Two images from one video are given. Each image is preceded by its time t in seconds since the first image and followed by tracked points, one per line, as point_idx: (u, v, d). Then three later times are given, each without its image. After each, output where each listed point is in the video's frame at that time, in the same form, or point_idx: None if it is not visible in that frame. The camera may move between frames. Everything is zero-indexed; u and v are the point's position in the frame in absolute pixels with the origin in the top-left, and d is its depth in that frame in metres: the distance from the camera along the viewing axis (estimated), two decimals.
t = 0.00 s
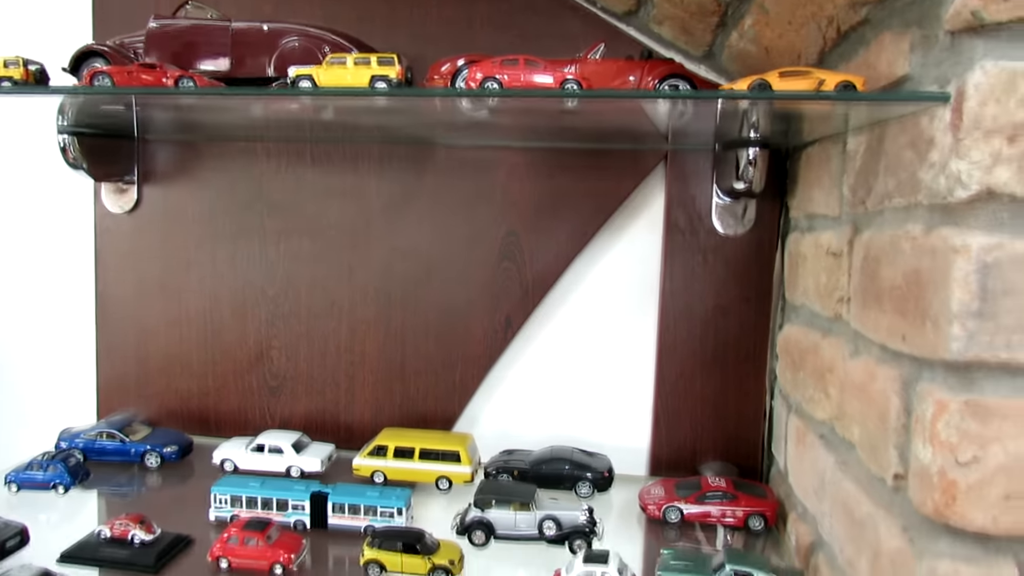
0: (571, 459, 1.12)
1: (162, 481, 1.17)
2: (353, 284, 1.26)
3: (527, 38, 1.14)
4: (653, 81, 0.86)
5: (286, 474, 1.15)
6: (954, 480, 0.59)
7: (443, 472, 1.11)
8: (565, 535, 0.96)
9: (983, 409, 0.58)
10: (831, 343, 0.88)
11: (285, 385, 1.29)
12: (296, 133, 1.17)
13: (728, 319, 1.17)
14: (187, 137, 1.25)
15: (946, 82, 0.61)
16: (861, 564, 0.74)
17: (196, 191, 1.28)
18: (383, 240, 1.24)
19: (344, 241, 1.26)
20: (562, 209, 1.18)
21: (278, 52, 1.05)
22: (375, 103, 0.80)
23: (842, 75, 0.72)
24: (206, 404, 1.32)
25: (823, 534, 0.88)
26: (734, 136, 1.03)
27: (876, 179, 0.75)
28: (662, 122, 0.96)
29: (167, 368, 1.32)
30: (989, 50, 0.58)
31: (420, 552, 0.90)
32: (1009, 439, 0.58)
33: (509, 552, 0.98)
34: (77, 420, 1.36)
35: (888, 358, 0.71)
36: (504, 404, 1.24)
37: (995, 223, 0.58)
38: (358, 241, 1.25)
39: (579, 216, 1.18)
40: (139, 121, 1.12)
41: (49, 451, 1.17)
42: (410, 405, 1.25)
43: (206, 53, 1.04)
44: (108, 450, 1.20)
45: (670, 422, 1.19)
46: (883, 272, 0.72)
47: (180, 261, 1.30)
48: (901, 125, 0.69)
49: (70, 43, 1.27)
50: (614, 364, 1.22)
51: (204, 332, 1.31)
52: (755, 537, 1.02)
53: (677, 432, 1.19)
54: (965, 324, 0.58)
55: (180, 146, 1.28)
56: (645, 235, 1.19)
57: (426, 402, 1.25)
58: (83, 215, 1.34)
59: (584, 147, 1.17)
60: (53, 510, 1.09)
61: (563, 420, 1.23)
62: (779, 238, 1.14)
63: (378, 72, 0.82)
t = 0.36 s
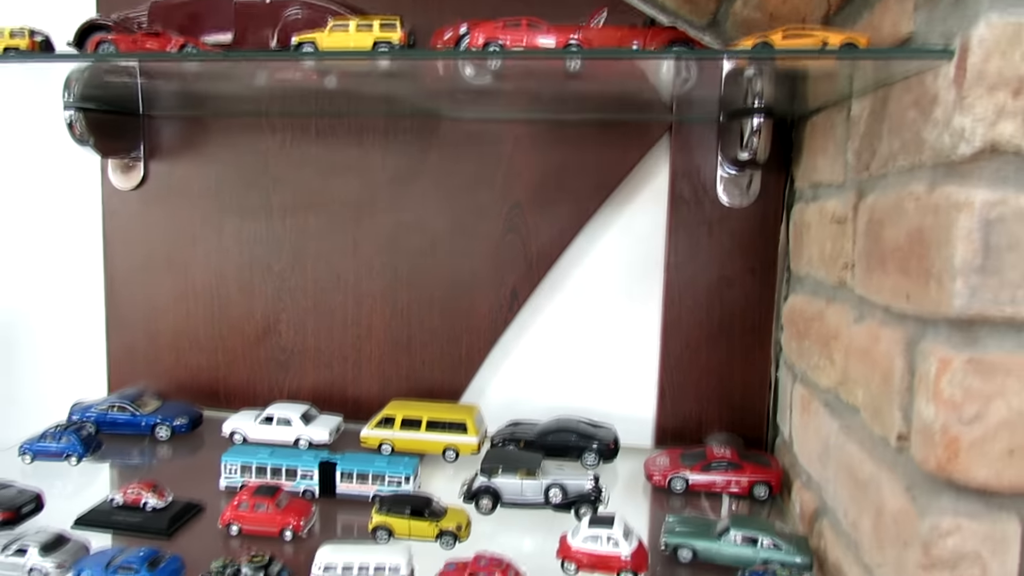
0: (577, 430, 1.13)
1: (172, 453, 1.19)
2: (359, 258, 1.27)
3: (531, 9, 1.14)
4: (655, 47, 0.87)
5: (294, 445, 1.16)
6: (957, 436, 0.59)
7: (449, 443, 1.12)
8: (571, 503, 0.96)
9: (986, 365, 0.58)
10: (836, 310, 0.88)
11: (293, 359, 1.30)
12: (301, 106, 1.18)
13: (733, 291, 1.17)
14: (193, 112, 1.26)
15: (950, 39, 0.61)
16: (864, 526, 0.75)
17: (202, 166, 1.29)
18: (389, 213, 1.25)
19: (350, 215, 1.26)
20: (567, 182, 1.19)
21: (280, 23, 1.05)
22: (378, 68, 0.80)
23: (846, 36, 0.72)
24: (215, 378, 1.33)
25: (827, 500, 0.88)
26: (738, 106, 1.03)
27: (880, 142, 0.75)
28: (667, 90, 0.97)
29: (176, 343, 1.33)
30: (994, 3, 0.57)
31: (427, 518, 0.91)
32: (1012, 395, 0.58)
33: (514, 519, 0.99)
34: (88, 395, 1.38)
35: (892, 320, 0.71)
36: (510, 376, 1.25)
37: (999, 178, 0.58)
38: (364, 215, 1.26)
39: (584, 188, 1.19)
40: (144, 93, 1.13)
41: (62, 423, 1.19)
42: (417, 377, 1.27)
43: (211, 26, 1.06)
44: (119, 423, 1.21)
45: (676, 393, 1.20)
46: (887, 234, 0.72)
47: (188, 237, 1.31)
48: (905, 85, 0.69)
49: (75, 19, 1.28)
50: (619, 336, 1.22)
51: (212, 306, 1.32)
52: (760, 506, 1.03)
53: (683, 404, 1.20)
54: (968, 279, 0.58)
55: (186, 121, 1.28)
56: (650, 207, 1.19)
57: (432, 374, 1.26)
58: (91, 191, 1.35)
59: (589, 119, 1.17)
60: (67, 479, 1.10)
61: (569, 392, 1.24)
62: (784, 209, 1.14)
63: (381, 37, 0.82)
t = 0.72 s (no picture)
0: (594, 401, 1.15)
1: (195, 423, 1.21)
2: (378, 232, 1.28)
3: None
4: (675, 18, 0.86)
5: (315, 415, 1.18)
6: (972, 395, 0.60)
7: (468, 414, 1.14)
8: (588, 470, 0.98)
9: (1003, 325, 0.59)
10: (852, 279, 0.89)
11: (312, 332, 1.32)
12: (320, 80, 1.19)
13: (747, 264, 1.18)
14: (213, 86, 1.27)
15: (970, 4, 0.62)
16: (878, 488, 0.76)
17: (222, 141, 1.30)
18: (407, 188, 1.26)
19: (368, 190, 1.28)
20: (583, 155, 1.20)
21: None
22: (401, 35, 0.81)
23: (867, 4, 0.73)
24: (236, 351, 1.35)
25: (842, 466, 0.90)
26: (756, 78, 1.04)
27: (898, 110, 0.76)
28: (683, 60, 0.98)
29: (198, 316, 1.35)
30: None
31: (448, 483, 0.93)
32: None
33: (532, 486, 1.01)
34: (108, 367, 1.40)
35: (909, 285, 0.72)
36: (527, 349, 1.27)
37: (1019, 140, 0.58)
38: (382, 190, 1.27)
39: (600, 162, 1.20)
40: (163, 64, 1.14)
41: (87, 393, 1.21)
42: (435, 350, 1.29)
43: None
44: (142, 394, 1.23)
45: (690, 365, 1.21)
46: (905, 200, 0.73)
47: (208, 211, 1.33)
48: (925, 52, 0.69)
49: None
50: (634, 309, 1.24)
51: (233, 280, 1.34)
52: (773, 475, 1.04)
53: (697, 376, 1.21)
54: (985, 241, 0.59)
55: (205, 96, 1.29)
56: (665, 181, 1.20)
57: (449, 347, 1.28)
58: (108, 166, 1.36)
59: (605, 93, 1.17)
60: (94, 448, 1.13)
61: (584, 365, 1.26)
62: (800, 183, 1.14)
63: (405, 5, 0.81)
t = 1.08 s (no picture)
0: (613, 367, 1.16)
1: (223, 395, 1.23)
2: (397, 205, 1.30)
3: None
4: None
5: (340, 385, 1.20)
6: (994, 336, 0.62)
7: (492, 380, 1.16)
8: (613, 429, 1.01)
9: None
10: (870, 238, 0.92)
11: (334, 305, 1.34)
12: (338, 54, 1.20)
13: (762, 230, 1.20)
14: (230, 64, 1.29)
15: None
16: (900, 437, 0.79)
17: (240, 118, 1.32)
18: (425, 161, 1.28)
19: (386, 164, 1.29)
20: (600, 126, 1.22)
21: None
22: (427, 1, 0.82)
23: None
24: (259, 326, 1.37)
25: (860, 420, 0.92)
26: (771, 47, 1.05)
27: (918, 69, 0.78)
28: (700, 26, 1.00)
29: (220, 293, 1.37)
30: None
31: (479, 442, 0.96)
32: None
33: (559, 447, 1.03)
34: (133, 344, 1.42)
35: (929, 240, 0.74)
36: (546, 318, 1.29)
37: None
38: (400, 163, 1.29)
39: (616, 131, 1.21)
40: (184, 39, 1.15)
41: (117, 367, 1.23)
42: (456, 320, 1.31)
43: None
44: (170, 367, 1.25)
45: (707, 330, 1.24)
46: (925, 156, 0.75)
47: (228, 188, 1.34)
48: (946, 10, 0.71)
49: None
50: (651, 277, 1.26)
51: (254, 256, 1.36)
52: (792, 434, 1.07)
53: (714, 341, 1.24)
54: (1007, 189, 0.61)
55: (223, 73, 1.31)
56: (681, 151, 1.22)
57: (470, 316, 1.31)
58: (127, 146, 1.37)
59: (621, 63, 1.19)
60: (125, 420, 1.14)
61: (602, 332, 1.28)
62: (814, 149, 1.16)
63: None
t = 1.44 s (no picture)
0: (618, 317, 1.17)
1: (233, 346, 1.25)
2: (404, 161, 1.32)
3: None
4: None
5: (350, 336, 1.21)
6: (991, 267, 0.65)
7: (498, 330, 1.18)
8: (618, 373, 1.04)
9: (1020, 203, 0.63)
10: (872, 185, 0.94)
11: (341, 260, 1.36)
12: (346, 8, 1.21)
13: (765, 185, 1.22)
14: (237, 19, 1.29)
15: None
16: (898, 373, 0.82)
17: (248, 73, 1.33)
18: (432, 116, 1.29)
19: (394, 119, 1.30)
20: (606, 81, 1.23)
21: None
22: None
23: None
24: (267, 282, 1.39)
25: (860, 363, 0.95)
26: None
27: (924, 14, 0.79)
28: None
29: (229, 248, 1.39)
30: None
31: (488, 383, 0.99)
32: None
33: (565, 391, 1.06)
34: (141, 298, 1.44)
35: (930, 180, 0.77)
36: (552, 273, 1.32)
37: None
38: (408, 119, 1.30)
39: (622, 86, 1.23)
40: None
41: (129, 317, 1.23)
42: (463, 275, 1.33)
43: None
44: (181, 320, 1.24)
45: (710, 283, 1.27)
46: (929, 98, 0.76)
47: (236, 143, 1.35)
48: None
49: None
50: (655, 231, 1.28)
51: (262, 212, 1.37)
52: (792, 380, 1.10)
53: (716, 293, 1.27)
54: (1007, 123, 0.63)
55: (230, 29, 1.31)
56: (686, 105, 1.23)
57: (476, 270, 1.33)
58: (135, 101, 1.38)
59: (627, 17, 1.20)
60: (138, 368, 1.17)
61: (607, 286, 1.31)
62: (818, 104, 1.18)
63: None
